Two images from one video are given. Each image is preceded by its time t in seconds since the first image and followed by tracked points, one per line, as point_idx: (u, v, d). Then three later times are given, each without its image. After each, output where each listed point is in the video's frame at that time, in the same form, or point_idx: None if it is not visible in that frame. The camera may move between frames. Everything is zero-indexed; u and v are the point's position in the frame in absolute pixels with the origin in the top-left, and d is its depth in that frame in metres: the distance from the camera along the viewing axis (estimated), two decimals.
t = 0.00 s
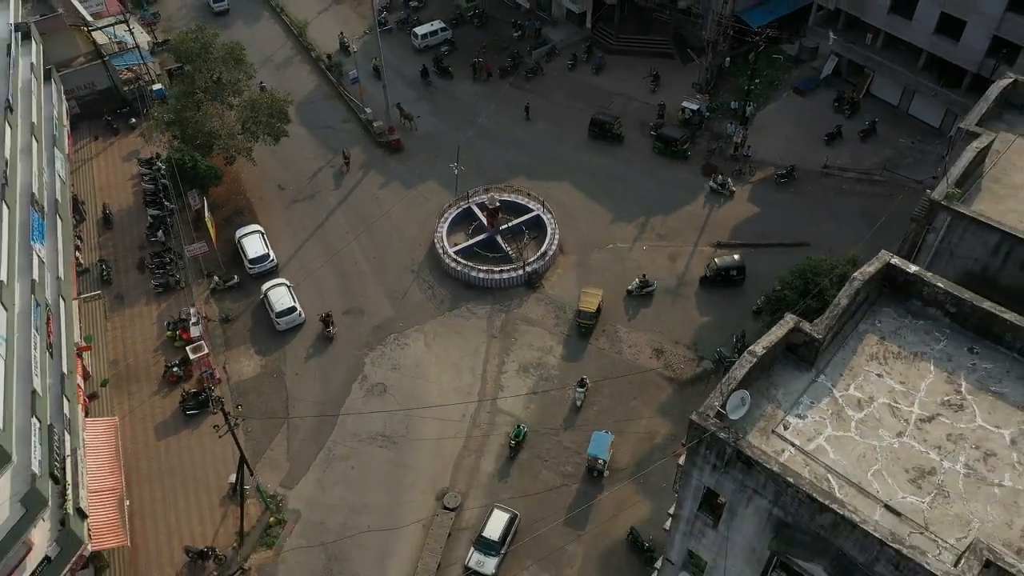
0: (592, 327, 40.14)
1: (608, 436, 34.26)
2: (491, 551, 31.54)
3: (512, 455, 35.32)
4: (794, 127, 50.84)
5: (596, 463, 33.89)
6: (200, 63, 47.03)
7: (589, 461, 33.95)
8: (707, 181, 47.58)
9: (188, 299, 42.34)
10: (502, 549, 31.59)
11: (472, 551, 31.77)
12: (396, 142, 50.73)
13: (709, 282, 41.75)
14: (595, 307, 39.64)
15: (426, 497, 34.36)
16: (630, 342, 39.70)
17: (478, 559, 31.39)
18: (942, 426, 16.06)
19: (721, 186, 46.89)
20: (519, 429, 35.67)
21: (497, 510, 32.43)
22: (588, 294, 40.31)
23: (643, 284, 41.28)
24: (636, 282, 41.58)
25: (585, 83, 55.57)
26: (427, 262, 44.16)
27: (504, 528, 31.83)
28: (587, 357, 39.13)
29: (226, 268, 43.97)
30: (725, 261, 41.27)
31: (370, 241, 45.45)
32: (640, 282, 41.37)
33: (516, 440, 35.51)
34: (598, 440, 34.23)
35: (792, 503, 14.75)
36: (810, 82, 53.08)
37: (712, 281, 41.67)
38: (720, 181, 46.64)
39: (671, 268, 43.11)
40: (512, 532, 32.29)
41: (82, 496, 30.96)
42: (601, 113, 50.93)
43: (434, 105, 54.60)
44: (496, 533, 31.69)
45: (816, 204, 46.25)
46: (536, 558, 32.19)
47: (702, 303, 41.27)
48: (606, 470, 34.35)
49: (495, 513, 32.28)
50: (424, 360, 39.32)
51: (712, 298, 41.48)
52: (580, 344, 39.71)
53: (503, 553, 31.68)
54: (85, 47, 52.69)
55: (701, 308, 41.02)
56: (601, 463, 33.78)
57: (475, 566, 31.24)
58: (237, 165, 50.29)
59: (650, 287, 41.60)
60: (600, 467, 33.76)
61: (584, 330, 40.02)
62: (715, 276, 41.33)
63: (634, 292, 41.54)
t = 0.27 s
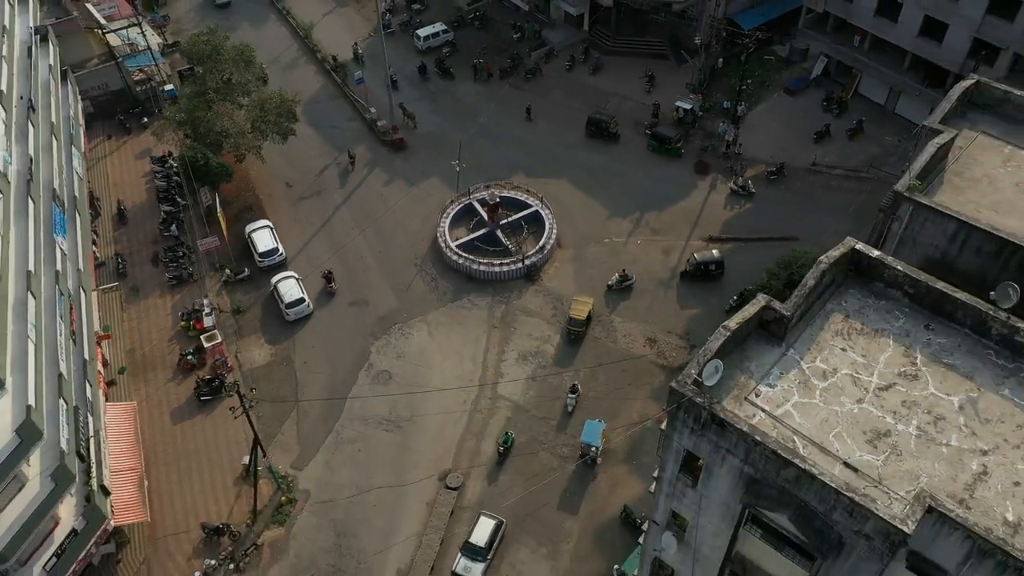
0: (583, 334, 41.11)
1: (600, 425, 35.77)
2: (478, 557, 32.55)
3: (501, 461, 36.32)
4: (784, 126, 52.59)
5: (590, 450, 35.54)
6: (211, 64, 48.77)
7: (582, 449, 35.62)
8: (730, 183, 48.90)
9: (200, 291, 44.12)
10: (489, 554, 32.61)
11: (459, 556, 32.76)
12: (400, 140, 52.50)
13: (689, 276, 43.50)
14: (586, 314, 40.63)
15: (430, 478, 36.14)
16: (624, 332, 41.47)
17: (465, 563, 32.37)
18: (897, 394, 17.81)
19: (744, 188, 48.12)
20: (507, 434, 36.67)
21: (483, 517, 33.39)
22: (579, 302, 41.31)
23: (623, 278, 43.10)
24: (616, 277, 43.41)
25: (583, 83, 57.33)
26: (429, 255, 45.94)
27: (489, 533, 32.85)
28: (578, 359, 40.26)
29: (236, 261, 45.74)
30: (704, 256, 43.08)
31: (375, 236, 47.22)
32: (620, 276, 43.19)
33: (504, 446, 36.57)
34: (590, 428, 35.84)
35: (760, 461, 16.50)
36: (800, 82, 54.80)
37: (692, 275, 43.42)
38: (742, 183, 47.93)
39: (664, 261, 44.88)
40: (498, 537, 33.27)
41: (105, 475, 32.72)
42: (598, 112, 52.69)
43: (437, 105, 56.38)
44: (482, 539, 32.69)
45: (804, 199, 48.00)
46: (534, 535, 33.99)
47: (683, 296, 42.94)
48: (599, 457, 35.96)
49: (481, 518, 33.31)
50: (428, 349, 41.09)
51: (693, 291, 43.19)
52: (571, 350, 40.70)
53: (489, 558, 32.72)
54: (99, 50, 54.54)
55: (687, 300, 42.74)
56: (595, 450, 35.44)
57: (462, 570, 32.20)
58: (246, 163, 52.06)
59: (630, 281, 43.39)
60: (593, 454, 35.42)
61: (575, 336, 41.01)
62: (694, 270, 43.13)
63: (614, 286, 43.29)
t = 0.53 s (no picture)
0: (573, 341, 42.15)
1: (592, 414, 37.37)
2: (465, 562, 33.47)
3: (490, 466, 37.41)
4: (775, 124, 54.37)
5: (583, 437, 37.17)
6: (222, 65, 50.58)
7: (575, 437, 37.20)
8: (747, 185, 50.34)
9: (212, 283, 45.95)
10: (475, 560, 33.53)
11: (446, 562, 33.63)
12: (403, 138, 54.34)
13: (670, 270, 45.13)
14: (575, 320, 41.72)
15: (433, 459, 37.96)
16: (619, 321, 43.27)
17: (453, 568, 33.24)
18: (860, 365, 19.62)
19: (761, 189, 49.55)
20: (495, 441, 37.71)
21: (470, 523, 34.37)
22: (568, 309, 42.41)
23: (603, 273, 44.71)
24: (597, 273, 44.97)
25: (580, 83, 59.14)
26: (432, 249, 47.77)
27: (475, 538, 33.86)
28: (568, 366, 41.31)
29: (246, 255, 47.56)
30: (684, 251, 44.65)
31: (379, 230, 49.04)
32: (601, 271, 44.80)
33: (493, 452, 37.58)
34: (583, 416, 37.42)
35: (734, 424, 18.29)
36: (791, 81, 56.56)
37: (673, 269, 45.07)
38: (759, 184, 49.36)
39: (658, 255, 46.66)
40: (485, 543, 34.22)
41: (126, 455, 34.54)
42: (595, 111, 54.49)
43: (439, 104, 58.21)
44: (469, 544, 33.65)
45: (793, 195, 49.79)
46: (532, 513, 35.82)
47: (666, 290, 44.63)
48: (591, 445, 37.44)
49: (468, 525, 34.32)
50: (430, 338, 42.91)
51: (675, 285, 44.82)
52: (562, 357, 41.74)
53: (476, 563, 33.63)
54: (112, 51, 56.35)
55: (669, 294, 44.37)
56: (587, 438, 37.01)
57: None
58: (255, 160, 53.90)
59: (610, 276, 45.04)
60: (586, 442, 36.97)
61: (566, 343, 42.05)
62: (675, 264, 44.73)
63: (595, 282, 44.86)
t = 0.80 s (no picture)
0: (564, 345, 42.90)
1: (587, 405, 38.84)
2: (455, 565, 34.25)
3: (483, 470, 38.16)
4: (768, 122, 55.86)
5: (578, 428, 38.53)
6: (230, 66, 52.07)
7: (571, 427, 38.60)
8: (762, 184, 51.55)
9: (222, 276, 47.47)
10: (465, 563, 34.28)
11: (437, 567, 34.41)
12: (405, 137, 55.87)
13: (654, 266, 46.66)
14: (567, 325, 42.43)
15: (436, 445, 39.48)
16: (615, 313, 44.77)
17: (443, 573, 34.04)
18: (834, 344, 21.13)
19: (776, 188, 50.80)
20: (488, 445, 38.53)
21: (460, 528, 35.04)
22: (560, 314, 43.10)
23: (587, 269, 46.09)
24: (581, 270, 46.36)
25: (578, 83, 60.66)
26: (434, 243, 49.31)
27: (465, 543, 34.50)
28: (559, 370, 42.16)
29: (254, 250, 49.07)
30: (666, 246, 46.23)
31: (383, 225, 50.57)
32: (585, 267, 46.16)
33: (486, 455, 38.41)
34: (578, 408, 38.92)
35: (715, 397, 19.78)
36: (783, 81, 58.00)
37: (656, 264, 46.55)
38: (774, 183, 50.58)
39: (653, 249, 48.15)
40: (474, 546, 34.90)
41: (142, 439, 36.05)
42: (592, 110, 55.99)
43: (440, 103, 59.74)
44: (458, 548, 34.34)
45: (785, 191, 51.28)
46: (531, 495, 37.37)
47: (650, 285, 46.08)
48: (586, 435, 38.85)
49: (458, 529, 34.94)
50: (433, 329, 44.45)
51: (658, 280, 46.33)
52: (553, 361, 42.55)
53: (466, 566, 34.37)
54: (122, 52, 57.91)
55: (653, 289, 45.84)
56: (582, 428, 38.39)
57: None
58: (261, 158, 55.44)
59: (594, 272, 46.44)
60: (581, 432, 38.37)
61: (557, 347, 42.81)
62: (659, 259, 46.22)
63: (580, 278, 46.19)
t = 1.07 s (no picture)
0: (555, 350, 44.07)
1: (580, 394, 40.65)
2: (443, 568, 35.51)
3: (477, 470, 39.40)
4: (759, 120, 57.72)
5: (572, 416, 40.23)
6: (239, 65, 53.95)
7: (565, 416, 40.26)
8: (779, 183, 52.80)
9: (232, 269, 49.39)
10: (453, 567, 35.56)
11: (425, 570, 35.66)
12: (408, 134, 57.80)
13: (636, 261, 48.34)
14: (557, 330, 43.64)
15: (438, 428, 41.36)
16: (610, 303, 46.64)
17: None
18: (805, 321, 23.00)
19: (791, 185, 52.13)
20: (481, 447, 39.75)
21: (448, 532, 36.26)
22: (551, 320, 44.33)
23: (571, 265, 47.73)
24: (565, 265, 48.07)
25: (576, 82, 62.55)
26: (436, 237, 51.21)
27: (453, 547, 35.75)
28: (548, 374, 43.31)
29: (263, 243, 50.97)
30: (648, 241, 48.07)
31: (387, 220, 52.48)
32: (569, 263, 47.82)
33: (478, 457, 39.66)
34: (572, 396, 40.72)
35: (695, 368, 21.65)
36: (774, 81, 59.83)
37: (638, 260, 48.29)
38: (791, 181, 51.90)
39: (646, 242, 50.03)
40: (462, 550, 36.17)
41: (159, 421, 37.93)
42: (589, 108, 57.86)
43: (442, 102, 61.66)
44: (446, 552, 35.62)
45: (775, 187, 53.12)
46: (529, 475, 39.28)
47: (643, 277, 47.96)
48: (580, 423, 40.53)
49: (446, 533, 36.19)
50: (435, 318, 46.34)
51: (641, 274, 48.09)
52: (543, 365, 43.73)
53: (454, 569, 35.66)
54: (133, 52, 59.84)
55: (636, 282, 47.58)
56: (576, 416, 40.09)
57: None
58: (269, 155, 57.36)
59: (577, 267, 48.10)
60: (575, 420, 40.07)
61: (548, 352, 44.00)
62: (642, 254, 48.03)
63: (565, 273, 47.88)
